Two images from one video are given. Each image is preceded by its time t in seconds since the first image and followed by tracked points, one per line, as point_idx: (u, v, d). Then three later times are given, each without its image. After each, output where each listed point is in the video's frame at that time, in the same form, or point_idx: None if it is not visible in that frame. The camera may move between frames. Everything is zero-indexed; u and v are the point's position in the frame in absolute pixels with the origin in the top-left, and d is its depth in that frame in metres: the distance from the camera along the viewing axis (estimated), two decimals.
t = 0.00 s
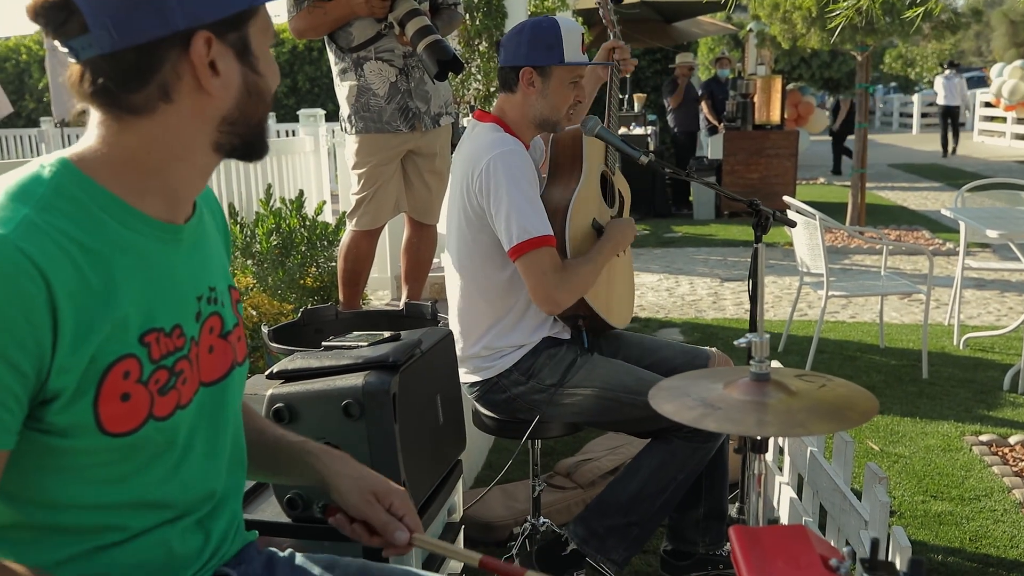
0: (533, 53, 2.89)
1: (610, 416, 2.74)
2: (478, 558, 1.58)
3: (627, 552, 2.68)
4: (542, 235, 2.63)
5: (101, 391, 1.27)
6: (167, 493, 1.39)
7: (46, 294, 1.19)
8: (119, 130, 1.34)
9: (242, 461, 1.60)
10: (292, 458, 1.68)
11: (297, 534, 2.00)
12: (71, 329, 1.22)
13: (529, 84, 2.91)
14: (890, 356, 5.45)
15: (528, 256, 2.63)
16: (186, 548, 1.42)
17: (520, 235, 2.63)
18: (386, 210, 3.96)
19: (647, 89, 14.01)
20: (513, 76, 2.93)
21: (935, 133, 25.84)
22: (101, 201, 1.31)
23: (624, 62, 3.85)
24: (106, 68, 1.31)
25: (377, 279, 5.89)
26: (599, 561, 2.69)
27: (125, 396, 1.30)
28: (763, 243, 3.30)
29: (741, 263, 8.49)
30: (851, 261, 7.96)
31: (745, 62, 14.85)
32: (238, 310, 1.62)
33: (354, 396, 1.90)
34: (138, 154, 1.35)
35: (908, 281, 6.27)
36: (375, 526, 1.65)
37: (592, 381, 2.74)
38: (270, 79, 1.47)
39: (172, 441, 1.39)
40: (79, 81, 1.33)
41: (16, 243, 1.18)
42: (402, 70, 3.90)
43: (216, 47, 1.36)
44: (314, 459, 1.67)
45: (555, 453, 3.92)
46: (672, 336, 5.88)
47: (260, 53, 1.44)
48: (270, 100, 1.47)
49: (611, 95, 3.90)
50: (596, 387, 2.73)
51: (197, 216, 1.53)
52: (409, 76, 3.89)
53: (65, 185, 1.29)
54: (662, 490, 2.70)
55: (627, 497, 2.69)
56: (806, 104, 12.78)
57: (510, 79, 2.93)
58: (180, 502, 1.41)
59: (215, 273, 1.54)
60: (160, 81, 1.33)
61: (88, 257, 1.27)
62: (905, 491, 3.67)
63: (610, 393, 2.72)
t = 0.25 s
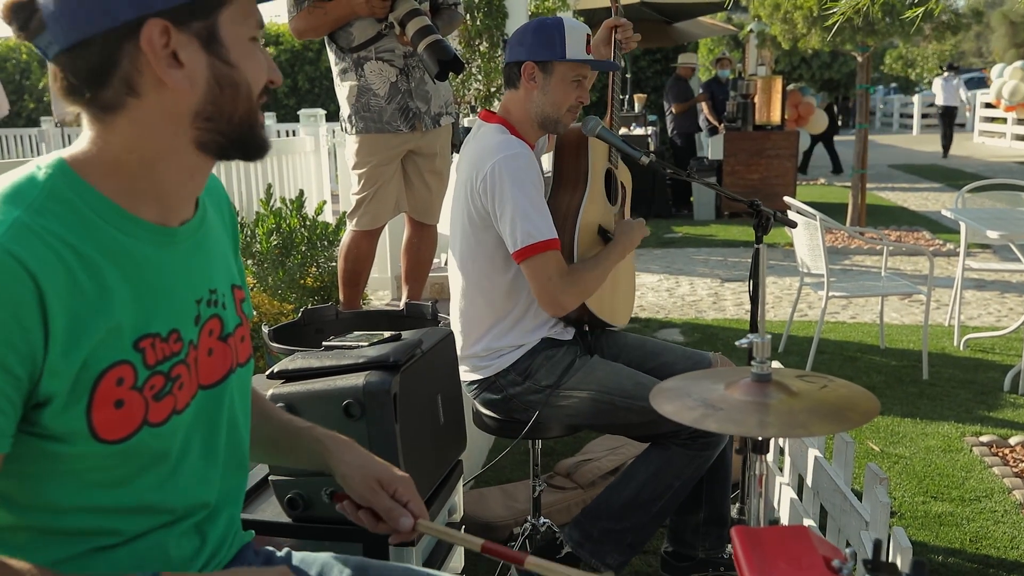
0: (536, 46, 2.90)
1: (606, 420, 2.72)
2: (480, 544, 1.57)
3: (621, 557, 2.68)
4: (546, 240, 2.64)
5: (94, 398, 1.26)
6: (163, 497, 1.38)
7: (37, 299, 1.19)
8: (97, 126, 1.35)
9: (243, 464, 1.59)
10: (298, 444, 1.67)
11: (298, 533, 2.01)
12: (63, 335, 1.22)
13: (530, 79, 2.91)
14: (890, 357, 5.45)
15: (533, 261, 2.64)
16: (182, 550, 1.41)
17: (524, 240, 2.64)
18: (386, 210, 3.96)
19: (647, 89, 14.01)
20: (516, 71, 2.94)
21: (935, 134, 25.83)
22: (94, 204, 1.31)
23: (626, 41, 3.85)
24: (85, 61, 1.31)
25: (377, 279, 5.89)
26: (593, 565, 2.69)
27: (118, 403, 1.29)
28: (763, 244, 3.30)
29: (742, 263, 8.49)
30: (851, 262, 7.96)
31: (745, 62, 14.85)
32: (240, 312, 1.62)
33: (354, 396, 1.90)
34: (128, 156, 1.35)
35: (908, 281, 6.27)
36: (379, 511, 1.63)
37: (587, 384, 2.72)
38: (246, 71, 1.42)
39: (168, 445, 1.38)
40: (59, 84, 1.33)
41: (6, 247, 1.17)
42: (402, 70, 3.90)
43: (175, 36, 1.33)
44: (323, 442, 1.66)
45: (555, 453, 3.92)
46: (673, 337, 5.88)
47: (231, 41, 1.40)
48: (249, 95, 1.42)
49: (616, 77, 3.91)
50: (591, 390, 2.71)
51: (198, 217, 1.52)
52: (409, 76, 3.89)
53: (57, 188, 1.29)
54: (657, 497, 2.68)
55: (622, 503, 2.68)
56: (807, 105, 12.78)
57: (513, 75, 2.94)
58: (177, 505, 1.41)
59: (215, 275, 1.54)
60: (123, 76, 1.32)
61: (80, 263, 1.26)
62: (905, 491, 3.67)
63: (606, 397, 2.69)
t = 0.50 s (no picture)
0: (537, 47, 2.90)
1: (597, 428, 2.68)
2: (480, 546, 1.56)
3: (611, 567, 2.66)
4: (552, 239, 2.64)
5: (96, 396, 1.26)
6: (166, 495, 1.38)
7: (38, 298, 1.19)
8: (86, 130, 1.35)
9: (245, 463, 1.59)
10: (298, 448, 1.67)
11: (296, 534, 2.01)
12: (64, 333, 1.22)
13: (531, 79, 2.92)
14: (888, 359, 5.46)
15: (541, 260, 2.64)
16: (185, 546, 1.41)
17: (530, 240, 2.64)
18: (384, 212, 3.96)
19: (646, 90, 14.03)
20: (517, 71, 2.95)
21: (933, 136, 25.89)
22: (96, 203, 1.31)
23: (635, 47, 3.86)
24: (84, 67, 1.30)
25: (376, 280, 5.89)
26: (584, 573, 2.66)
27: (120, 401, 1.29)
28: (763, 246, 3.30)
29: (740, 265, 8.50)
30: (849, 264, 7.98)
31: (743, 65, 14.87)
32: (241, 312, 1.62)
33: (354, 398, 1.90)
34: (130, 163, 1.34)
35: (906, 284, 6.28)
36: (378, 517, 1.61)
37: (578, 392, 2.70)
38: (187, 68, 1.32)
39: (170, 444, 1.38)
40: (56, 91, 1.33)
41: (7, 246, 1.18)
42: (401, 71, 3.90)
43: (111, 45, 1.29)
44: (325, 448, 1.66)
45: (554, 455, 3.92)
46: (671, 339, 5.89)
47: (168, 43, 1.31)
48: (201, 99, 1.34)
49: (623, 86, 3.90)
50: (582, 399, 2.69)
51: (200, 216, 1.52)
52: (408, 78, 3.89)
53: (58, 188, 1.29)
54: (648, 510, 2.65)
55: (612, 514, 2.64)
56: (805, 107, 12.80)
57: (514, 75, 2.95)
58: (180, 503, 1.41)
59: (217, 275, 1.54)
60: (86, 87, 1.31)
61: (81, 261, 1.26)
62: (903, 494, 3.67)
63: (596, 407, 2.66)
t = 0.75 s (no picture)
0: (535, 53, 2.91)
1: (592, 438, 2.67)
2: (481, 534, 1.60)
3: None
4: (560, 246, 2.66)
5: (92, 394, 1.26)
6: (160, 497, 1.38)
7: (35, 293, 1.19)
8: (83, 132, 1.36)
9: (240, 469, 1.59)
10: (286, 470, 1.66)
11: (295, 538, 2.01)
12: (61, 330, 1.22)
13: (530, 84, 2.92)
14: (885, 362, 5.47)
15: (548, 266, 2.66)
16: (180, 552, 1.41)
17: (538, 245, 2.65)
18: (382, 215, 3.97)
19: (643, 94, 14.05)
20: (515, 76, 2.95)
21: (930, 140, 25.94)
22: (94, 202, 1.31)
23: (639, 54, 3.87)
24: (76, 69, 1.30)
25: (374, 283, 5.89)
26: None
27: (116, 400, 1.29)
28: (761, 249, 3.31)
29: (737, 268, 8.51)
30: (847, 267, 7.99)
31: (741, 68, 14.90)
32: (238, 317, 1.62)
33: (353, 401, 1.90)
34: (128, 169, 1.35)
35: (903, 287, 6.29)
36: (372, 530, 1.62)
37: (574, 401, 2.68)
38: (139, 64, 1.29)
39: (166, 446, 1.38)
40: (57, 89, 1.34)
41: (5, 240, 1.18)
42: (399, 74, 3.90)
43: (82, 48, 1.30)
44: (312, 470, 1.65)
45: (551, 459, 3.93)
46: (669, 342, 5.90)
47: (127, 43, 1.29)
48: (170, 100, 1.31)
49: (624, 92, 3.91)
50: (577, 409, 2.67)
51: (197, 219, 1.52)
52: (406, 81, 3.89)
53: (56, 186, 1.29)
54: (642, 521, 2.64)
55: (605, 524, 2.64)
56: (802, 110, 12.81)
57: (512, 80, 2.96)
58: (174, 507, 1.40)
59: (214, 279, 1.54)
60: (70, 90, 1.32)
61: (79, 259, 1.26)
62: (901, 497, 3.67)
63: (591, 418, 2.65)
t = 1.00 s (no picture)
0: (533, 57, 2.91)
1: (592, 442, 2.67)
2: (473, 558, 1.60)
3: None
4: (558, 250, 2.66)
5: (96, 396, 1.26)
6: (163, 499, 1.38)
7: (39, 295, 1.19)
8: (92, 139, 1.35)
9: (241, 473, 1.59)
10: (287, 471, 1.68)
11: (294, 541, 2.00)
12: (65, 333, 1.22)
13: (528, 88, 2.93)
14: (883, 366, 5.48)
15: (547, 271, 2.66)
16: (183, 555, 1.41)
17: (536, 251, 2.66)
18: (380, 219, 3.98)
19: (641, 97, 14.07)
20: (513, 80, 2.96)
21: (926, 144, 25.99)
22: (99, 206, 1.32)
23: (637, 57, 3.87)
24: (89, 77, 1.31)
25: (372, 287, 5.89)
26: None
27: (119, 402, 1.30)
28: (758, 253, 3.31)
29: (735, 272, 8.52)
30: (844, 271, 8.00)
31: (738, 72, 14.93)
32: (239, 319, 1.62)
33: (352, 404, 1.90)
34: (132, 174, 1.34)
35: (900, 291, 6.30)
36: (368, 536, 1.63)
37: (575, 404, 2.68)
38: (167, 82, 1.31)
39: (169, 447, 1.38)
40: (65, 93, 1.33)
41: (8, 244, 1.18)
42: (397, 78, 3.91)
43: (96, 57, 1.30)
44: (312, 470, 1.67)
45: (549, 462, 3.93)
46: (666, 346, 5.90)
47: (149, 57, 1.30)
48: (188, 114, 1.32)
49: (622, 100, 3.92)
50: (577, 412, 2.67)
51: (199, 222, 1.53)
52: (405, 85, 3.90)
53: (60, 191, 1.29)
54: (640, 524, 2.65)
55: (603, 528, 2.65)
56: (800, 114, 12.83)
57: (511, 84, 2.96)
58: (177, 509, 1.41)
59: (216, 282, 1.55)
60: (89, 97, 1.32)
61: (82, 262, 1.27)
62: (898, 501, 3.68)
63: (591, 421, 2.65)
